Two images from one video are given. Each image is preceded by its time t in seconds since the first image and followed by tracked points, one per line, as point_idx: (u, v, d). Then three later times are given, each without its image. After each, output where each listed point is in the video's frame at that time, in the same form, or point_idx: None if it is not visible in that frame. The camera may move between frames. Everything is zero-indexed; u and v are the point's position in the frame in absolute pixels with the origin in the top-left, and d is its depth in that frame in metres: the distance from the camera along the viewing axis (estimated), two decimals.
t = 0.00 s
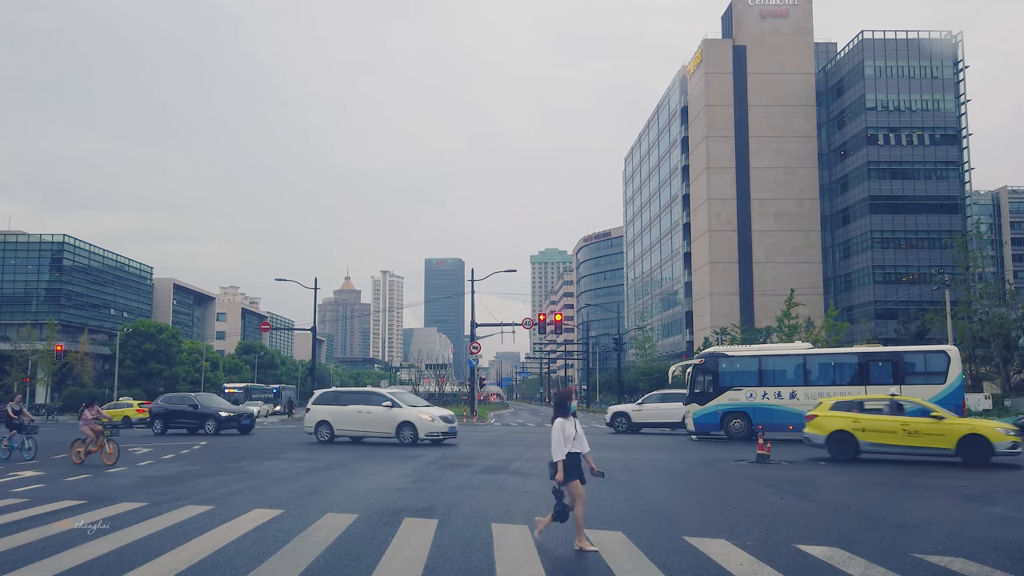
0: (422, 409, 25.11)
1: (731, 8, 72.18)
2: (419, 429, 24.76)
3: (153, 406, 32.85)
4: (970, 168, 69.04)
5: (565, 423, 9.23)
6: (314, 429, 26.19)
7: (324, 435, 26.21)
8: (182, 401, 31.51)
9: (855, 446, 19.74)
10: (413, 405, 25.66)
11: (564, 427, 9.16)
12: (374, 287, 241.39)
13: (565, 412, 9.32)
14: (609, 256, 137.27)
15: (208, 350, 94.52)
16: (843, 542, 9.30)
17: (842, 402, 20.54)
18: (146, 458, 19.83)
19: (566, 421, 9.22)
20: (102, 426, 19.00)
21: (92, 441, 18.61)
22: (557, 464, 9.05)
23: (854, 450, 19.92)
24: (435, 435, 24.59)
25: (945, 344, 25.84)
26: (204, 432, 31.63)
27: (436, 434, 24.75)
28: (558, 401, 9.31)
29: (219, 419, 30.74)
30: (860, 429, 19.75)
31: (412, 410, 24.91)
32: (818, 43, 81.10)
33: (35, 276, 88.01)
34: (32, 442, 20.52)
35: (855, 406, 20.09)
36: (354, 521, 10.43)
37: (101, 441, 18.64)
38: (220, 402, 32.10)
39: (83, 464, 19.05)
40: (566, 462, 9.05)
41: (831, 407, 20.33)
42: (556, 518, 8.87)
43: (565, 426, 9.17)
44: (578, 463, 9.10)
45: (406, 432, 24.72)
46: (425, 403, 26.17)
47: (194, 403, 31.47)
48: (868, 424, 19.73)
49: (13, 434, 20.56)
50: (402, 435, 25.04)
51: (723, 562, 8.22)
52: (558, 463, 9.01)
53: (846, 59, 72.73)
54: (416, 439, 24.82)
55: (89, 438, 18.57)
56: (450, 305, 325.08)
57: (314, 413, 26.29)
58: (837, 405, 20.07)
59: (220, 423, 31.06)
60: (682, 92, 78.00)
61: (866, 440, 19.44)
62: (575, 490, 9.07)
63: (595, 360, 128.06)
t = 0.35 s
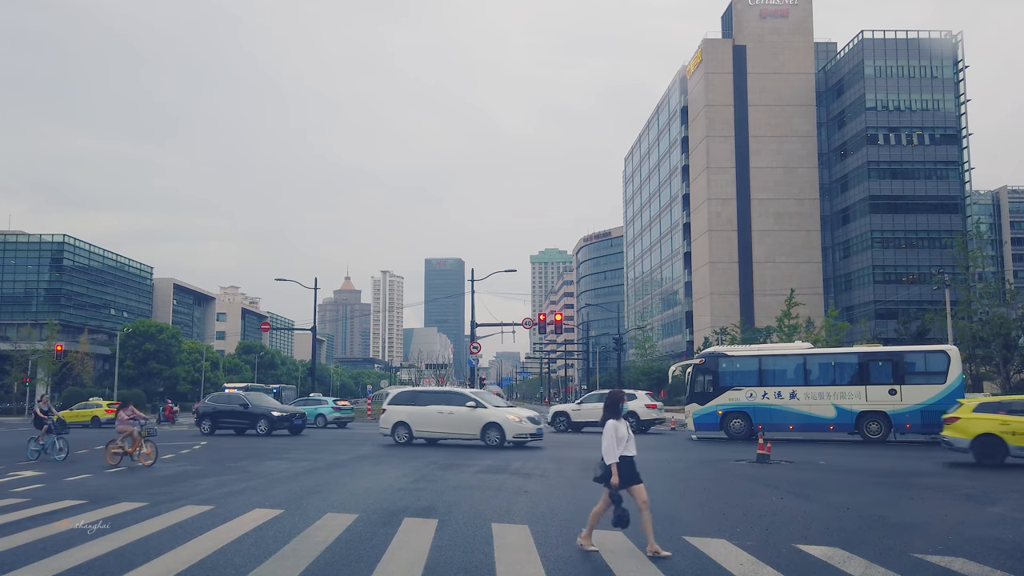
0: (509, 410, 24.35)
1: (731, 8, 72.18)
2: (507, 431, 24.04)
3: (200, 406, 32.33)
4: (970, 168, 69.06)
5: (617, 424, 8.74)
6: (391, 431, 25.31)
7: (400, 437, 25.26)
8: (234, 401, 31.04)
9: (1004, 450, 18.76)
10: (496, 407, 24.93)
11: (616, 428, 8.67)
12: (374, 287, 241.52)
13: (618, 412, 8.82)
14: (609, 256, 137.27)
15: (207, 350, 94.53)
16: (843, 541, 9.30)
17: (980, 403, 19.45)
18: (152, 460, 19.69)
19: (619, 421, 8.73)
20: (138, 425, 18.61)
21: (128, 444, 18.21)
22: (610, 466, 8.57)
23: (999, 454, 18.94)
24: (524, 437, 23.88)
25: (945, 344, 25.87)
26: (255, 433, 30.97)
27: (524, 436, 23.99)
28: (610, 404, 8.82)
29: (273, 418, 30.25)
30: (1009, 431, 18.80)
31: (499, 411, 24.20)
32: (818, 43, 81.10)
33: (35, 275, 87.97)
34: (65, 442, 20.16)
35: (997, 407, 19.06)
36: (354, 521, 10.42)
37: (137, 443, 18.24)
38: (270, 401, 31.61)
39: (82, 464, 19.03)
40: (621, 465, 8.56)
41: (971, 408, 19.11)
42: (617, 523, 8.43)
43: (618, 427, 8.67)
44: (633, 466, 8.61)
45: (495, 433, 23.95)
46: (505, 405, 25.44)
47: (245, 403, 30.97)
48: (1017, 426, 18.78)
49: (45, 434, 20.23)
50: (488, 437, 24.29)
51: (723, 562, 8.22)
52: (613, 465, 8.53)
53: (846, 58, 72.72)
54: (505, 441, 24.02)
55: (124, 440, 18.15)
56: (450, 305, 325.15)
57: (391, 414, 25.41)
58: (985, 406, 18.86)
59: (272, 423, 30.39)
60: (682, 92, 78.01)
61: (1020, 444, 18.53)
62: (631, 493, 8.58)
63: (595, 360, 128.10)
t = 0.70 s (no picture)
0: (605, 411, 22.68)
1: (731, 8, 72.19)
2: (603, 433, 22.42)
3: (250, 406, 31.54)
4: (970, 167, 69.09)
5: (669, 423, 8.66)
6: (477, 432, 24.10)
7: (487, 439, 24.00)
8: (285, 400, 30.21)
9: None
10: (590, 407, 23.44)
11: (668, 427, 8.58)
12: (374, 286, 241.95)
13: (666, 411, 8.72)
14: (609, 256, 137.24)
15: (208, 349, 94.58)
16: (843, 541, 9.30)
17: None
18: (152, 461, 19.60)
19: (669, 420, 8.65)
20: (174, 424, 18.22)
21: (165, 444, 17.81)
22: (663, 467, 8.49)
23: None
24: (622, 439, 22.20)
25: (945, 344, 25.87)
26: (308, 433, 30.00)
27: (621, 439, 22.29)
28: (660, 403, 8.73)
29: (328, 418, 29.36)
30: None
31: (594, 411, 22.57)
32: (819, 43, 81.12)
33: (35, 274, 87.98)
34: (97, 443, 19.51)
35: None
36: (354, 521, 10.40)
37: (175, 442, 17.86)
38: (322, 401, 30.77)
39: (82, 464, 19.00)
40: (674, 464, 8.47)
41: None
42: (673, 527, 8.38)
43: (669, 425, 8.58)
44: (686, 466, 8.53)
45: (591, 437, 22.34)
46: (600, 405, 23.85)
47: (297, 402, 30.11)
48: None
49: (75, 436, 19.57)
50: (583, 439, 22.73)
51: (723, 562, 8.22)
52: (665, 466, 8.46)
53: (846, 59, 72.74)
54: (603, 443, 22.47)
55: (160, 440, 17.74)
56: (450, 305, 325.28)
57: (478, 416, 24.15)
58: None
59: (326, 423, 29.45)
60: (682, 92, 78.02)
61: None
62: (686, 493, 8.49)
63: (595, 359, 128.13)
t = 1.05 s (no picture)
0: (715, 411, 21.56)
1: (731, 8, 72.17)
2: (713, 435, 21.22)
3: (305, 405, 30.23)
4: (970, 167, 69.08)
5: (728, 424, 8.24)
6: (571, 435, 22.76)
7: (582, 442, 22.66)
8: (342, 400, 28.82)
9: None
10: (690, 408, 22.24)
11: (728, 429, 8.19)
12: (374, 286, 242.02)
13: (727, 413, 8.32)
14: (610, 256, 137.24)
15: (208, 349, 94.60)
16: (843, 542, 9.29)
17: None
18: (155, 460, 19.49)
19: (729, 422, 8.25)
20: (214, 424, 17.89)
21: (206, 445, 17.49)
22: (722, 470, 8.08)
23: None
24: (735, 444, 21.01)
25: (945, 344, 25.86)
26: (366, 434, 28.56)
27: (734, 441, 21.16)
28: (719, 402, 8.31)
29: (387, 418, 27.85)
30: None
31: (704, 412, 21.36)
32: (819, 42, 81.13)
33: (35, 274, 87.92)
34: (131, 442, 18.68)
35: None
36: (353, 521, 10.40)
37: (217, 443, 17.54)
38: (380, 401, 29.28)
39: (82, 464, 18.97)
40: (733, 468, 8.07)
41: None
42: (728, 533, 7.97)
43: (730, 427, 8.19)
44: (745, 469, 8.13)
45: (704, 439, 20.97)
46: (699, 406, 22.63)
47: (354, 402, 28.68)
48: None
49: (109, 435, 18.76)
50: (692, 442, 21.56)
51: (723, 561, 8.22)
52: (724, 468, 8.04)
53: (846, 58, 72.73)
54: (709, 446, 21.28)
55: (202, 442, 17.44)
56: (450, 304, 325.35)
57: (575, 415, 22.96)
58: None
59: (385, 424, 27.94)
60: (682, 91, 78.01)
61: None
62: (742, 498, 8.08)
63: (595, 359, 128.17)
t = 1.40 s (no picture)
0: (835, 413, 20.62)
1: (731, 8, 72.16)
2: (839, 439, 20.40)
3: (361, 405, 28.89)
4: (970, 167, 69.07)
5: (793, 429, 7.96)
6: (679, 437, 22.07)
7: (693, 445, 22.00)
8: (401, 401, 27.48)
9: None
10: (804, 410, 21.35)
11: (792, 434, 7.92)
12: (374, 287, 242.19)
13: (791, 415, 8.05)
14: (609, 255, 137.22)
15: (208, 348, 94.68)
16: (842, 541, 9.28)
17: None
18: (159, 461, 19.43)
19: (794, 427, 7.97)
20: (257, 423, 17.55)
21: (252, 445, 17.17)
22: (784, 474, 7.84)
23: None
24: (863, 444, 20.36)
25: (945, 343, 25.86)
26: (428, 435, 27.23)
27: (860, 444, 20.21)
28: (784, 407, 8.03)
29: (449, 419, 26.53)
30: None
31: (825, 414, 20.40)
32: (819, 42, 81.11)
33: (35, 274, 87.91)
34: (168, 443, 18.23)
35: None
36: (353, 521, 10.39)
37: (262, 443, 17.20)
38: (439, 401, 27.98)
39: (82, 464, 18.95)
40: (798, 475, 7.83)
41: None
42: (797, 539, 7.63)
43: (794, 432, 7.91)
44: (811, 476, 7.88)
45: (825, 444, 20.04)
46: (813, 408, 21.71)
47: (415, 402, 27.30)
48: None
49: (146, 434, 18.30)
50: (813, 444, 20.69)
51: (723, 561, 8.23)
52: (787, 475, 7.80)
53: (846, 58, 72.72)
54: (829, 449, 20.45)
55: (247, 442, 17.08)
56: (450, 304, 325.39)
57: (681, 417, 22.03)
58: None
59: (449, 426, 26.57)
60: (682, 91, 78.01)
61: None
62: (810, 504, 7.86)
63: (595, 359, 128.26)
